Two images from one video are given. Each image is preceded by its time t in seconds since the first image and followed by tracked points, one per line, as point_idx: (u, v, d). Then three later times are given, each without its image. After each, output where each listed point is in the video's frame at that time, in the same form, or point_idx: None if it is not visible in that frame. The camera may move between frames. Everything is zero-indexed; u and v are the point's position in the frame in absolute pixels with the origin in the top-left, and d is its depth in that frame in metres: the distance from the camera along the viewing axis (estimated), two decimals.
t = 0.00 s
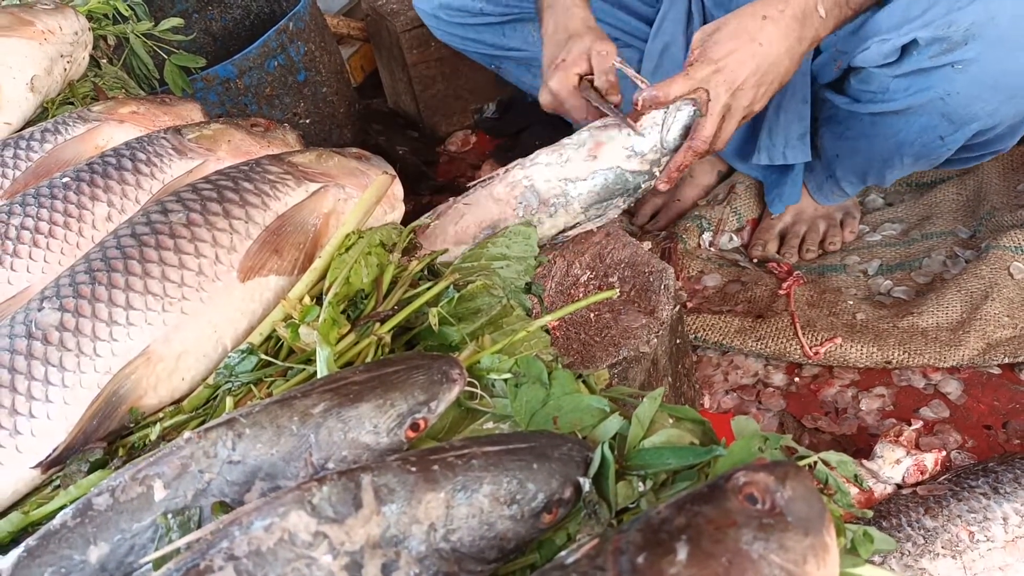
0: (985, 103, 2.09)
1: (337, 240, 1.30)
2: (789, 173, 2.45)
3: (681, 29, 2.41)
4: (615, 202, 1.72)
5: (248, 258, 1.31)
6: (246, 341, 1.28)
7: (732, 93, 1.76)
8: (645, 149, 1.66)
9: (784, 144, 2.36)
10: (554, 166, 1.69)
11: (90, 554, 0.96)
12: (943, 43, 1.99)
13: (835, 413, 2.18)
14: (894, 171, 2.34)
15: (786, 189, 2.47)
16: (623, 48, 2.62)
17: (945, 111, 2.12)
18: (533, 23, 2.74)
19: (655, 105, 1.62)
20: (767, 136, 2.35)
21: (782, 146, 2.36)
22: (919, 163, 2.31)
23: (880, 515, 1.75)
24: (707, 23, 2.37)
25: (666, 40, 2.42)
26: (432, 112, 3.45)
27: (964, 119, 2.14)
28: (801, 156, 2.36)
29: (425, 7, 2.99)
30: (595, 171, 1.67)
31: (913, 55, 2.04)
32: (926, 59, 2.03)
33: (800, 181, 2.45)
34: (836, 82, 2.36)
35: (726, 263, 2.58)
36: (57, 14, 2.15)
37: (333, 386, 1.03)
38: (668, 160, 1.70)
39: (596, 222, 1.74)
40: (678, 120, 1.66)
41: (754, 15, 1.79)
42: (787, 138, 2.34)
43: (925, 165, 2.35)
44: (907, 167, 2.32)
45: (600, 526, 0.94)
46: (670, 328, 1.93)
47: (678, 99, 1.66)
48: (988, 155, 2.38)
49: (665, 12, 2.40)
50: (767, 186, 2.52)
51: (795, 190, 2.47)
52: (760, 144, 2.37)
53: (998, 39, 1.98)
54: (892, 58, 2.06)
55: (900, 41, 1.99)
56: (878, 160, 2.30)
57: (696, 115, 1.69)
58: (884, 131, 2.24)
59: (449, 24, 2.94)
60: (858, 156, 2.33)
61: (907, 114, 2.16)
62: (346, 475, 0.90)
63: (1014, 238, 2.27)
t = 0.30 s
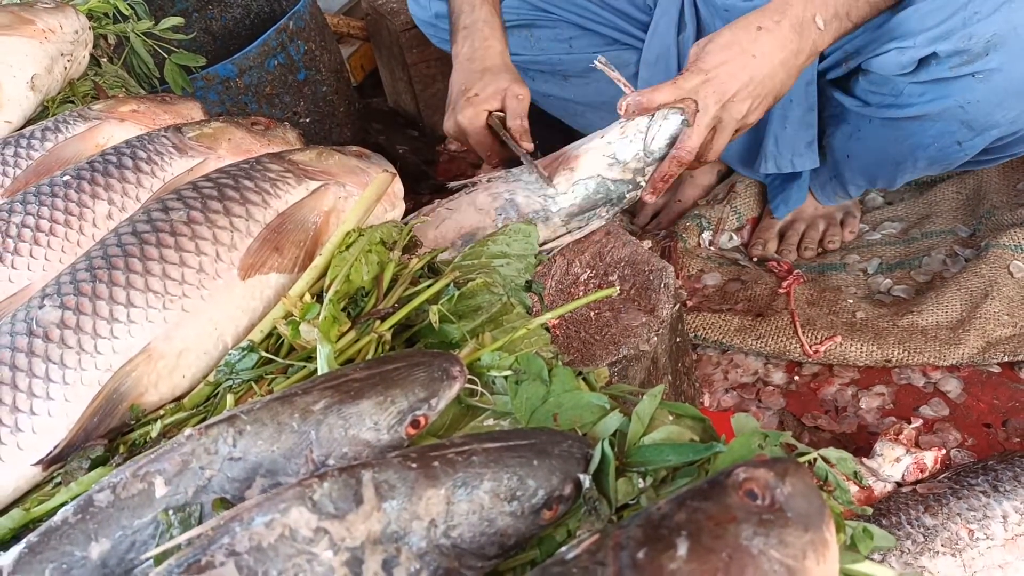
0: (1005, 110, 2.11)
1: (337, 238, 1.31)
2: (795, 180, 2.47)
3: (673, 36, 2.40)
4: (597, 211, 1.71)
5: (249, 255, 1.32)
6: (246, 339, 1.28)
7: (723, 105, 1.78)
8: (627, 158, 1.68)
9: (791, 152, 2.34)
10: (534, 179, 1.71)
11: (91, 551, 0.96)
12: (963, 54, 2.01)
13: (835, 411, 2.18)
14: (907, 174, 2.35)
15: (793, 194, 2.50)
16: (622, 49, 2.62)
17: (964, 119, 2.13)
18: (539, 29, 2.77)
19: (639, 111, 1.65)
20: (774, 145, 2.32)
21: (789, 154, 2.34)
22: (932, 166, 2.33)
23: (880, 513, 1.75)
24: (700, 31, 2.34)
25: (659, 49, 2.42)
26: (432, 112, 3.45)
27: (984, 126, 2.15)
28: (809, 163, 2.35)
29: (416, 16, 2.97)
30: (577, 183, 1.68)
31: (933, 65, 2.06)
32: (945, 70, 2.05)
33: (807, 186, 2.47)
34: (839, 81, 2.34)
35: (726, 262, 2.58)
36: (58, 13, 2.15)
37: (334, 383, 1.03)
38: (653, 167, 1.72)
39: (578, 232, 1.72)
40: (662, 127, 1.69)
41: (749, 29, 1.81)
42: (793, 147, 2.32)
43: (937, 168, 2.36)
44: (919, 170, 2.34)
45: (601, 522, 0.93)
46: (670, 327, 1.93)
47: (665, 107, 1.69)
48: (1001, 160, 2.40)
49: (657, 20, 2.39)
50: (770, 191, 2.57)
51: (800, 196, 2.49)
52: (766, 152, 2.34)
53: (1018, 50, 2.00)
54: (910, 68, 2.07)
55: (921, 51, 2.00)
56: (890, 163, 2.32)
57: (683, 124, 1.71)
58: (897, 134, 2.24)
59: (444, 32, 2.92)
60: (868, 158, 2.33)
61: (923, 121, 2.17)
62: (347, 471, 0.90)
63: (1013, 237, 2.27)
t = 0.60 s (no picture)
0: (989, 103, 2.09)
1: (336, 235, 1.30)
2: (792, 176, 2.48)
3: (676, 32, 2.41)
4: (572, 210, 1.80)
5: (248, 252, 1.32)
6: (245, 335, 1.28)
7: (704, 105, 1.78)
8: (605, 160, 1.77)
9: (786, 147, 2.36)
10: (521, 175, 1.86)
11: (89, 547, 0.96)
12: (946, 46, 2.01)
13: (834, 409, 2.18)
14: (898, 170, 2.35)
15: (789, 189, 2.50)
16: (623, 45, 2.61)
17: (949, 112, 2.12)
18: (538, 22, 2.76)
19: (619, 110, 1.71)
20: (769, 139, 2.35)
21: (784, 149, 2.37)
22: (922, 162, 2.32)
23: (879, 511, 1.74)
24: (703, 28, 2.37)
25: (661, 44, 2.43)
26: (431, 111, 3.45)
27: (968, 119, 2.13)
28: (805, 158, 2.38)
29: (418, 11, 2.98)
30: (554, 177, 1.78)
31: (916, 58, 2.06)
32: (928, 62, 2.05)
33: (804, 184, 2.46)
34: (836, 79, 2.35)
35: (725, 260, 2.57)
36: (57, 11, 2.15)
37: (332, 380, 1.03)
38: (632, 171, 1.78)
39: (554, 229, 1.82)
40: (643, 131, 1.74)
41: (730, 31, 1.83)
42: (789, 141, 2.35)
43: (928, 164, 2.35)
44: (910, 166, 2.33)
45: (599, 519, 0.94)
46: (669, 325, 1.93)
47: (647, 109, 1.73)
48: (992, 156, 2.39)
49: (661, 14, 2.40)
50: (770, 189, 2.56)
51: (798, 193, 2.49)
52: (762, 147, 2.37)
53: (1000, 41, 1.99)
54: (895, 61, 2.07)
55: (904, 43, 2.01)
56: (881, 159, 2.30)
57: (665, 126, 1.75)
58: (887, 130, 2.23)
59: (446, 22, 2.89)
60: (861, 155, 2.33)
61: (910, 115, 2.16)
62: (345, 467, 0.90)
63: (1013, 235, 2.27)
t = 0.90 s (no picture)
0: (984, 94, 2.10)
1: (338, 234, 1.30)
2: (790, 167, 2.51)
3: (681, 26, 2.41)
4: (611, 197, 1.75)
5: (250, 252, 1.32)
6: (247, 335, 1.28)
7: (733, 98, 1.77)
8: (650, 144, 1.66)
9: (786, 138, 2.37)
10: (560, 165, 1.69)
11: (92, 546, 0.96)
12: (942, 34, 2.00)
13: (836, 409, 2.18)
14: (895, 166, 2.34)
15: (788, 181, 2.52)
16: (624, 43, 2.63)
17: (945, 104, 2.12)
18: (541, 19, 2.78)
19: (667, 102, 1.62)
20: (770, 130, 2.36)
21: (785, 140, 2.37)
22: (920, 156, 2.32)
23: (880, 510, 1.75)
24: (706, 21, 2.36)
25: (666, 36, 2.44)
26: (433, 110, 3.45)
27: (964, 110, 2.14)
28: (804, 151, 2.39)
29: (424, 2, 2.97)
30: (598, 170, 1.68)
31: (912, 47, 2.05)
32: (925, 51, 2.04)
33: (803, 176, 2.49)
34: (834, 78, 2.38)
35: (726, 259, 2.57)
36: (59, 10, 2.15)
37: (334, 379, 1.03)
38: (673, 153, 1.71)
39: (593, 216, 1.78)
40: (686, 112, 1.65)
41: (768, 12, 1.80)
42: (788, 134, 2.35)
43: (925, 158, 2.35)
44: (906, 161, 2.33)
45: (602, 518, 0.95)
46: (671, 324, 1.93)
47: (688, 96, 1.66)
48: (983, 150, 2.42)
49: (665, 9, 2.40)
50: (770, 181, 2.59)
51: (798, 184, 2.51)
52: (762, 138, 2.39)
53: (995, 30, 1.99)
54: (890, 51, 2.07)
55: (901, 31, 2.01)
56: (878, 154, 2.30)
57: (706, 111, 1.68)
58: (885, 125, 2.23)
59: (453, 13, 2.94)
60: (859, 150, 2.33)
61: (906, 108, 2.17)
62: (348, 466, 0.90)
63: (1014, 235, 2.27)
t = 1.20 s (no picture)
0: (988, 88, 2.11)
1: (333, 231, 1.31)
2: (787, 167, 2.53)
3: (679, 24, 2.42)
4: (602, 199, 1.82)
5: (245, 249, 1.32)
6: (242, 332, 1.28)
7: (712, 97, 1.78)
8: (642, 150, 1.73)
9: (783, 137, 2.37)
10: (560, 183, 1.70)
11: (85, 543, 0.96)
12: (945, 28, 2.01)
13: (833, 407, 2.18)
14: (897, 163, 2.34)
15: (786, 181, 2.54)
16: (622, 43, 2.65)
17: (947, 99, 2.13)
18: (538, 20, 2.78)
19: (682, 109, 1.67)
20: (767, 129, 2.37)
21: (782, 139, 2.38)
22: (923, 153, 2.32)
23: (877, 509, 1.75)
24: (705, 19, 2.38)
25: (664, 35, 2.44)
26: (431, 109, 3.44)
27: (967, 105, 2.15)
28: (801, 150, 2.38)
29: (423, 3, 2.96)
30: (598, 184, 1.72)
31: (914, 43, 2.07)
32: (927, 46, 2.05)
33: (800, 176, 2.51)
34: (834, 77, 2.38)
35: (724, 258, 2.57)
36: (55, 9, 2.15)
37: (328, 376, 1.03)
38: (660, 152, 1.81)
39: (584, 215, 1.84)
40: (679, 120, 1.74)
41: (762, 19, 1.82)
42: (787, 131, 2.36)
43: (927, 155, 2.36)
44: (909, 157, 2.32)
45: (595, 515, 0.95)
46: (668, 323, 1.93)
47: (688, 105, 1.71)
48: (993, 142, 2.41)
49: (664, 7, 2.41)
50: (767, 180, 2.61)
51: (794, 183, 2.53)
52: (759, 137, 2.40)
53: (997, 24, 2.00)
54: (892, 47, 2.09)
55: (901, 27, 2.03)
56: (880, 152, 2.31)
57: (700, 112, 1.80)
58: (886, 122, 2.24)
59: (449, 19, 2.92)
60: (859, 148, 2.33)
61: (909, 104, 2.17)
62: (340, 463, 0.90)
63: (1012, 233, 2.26)
